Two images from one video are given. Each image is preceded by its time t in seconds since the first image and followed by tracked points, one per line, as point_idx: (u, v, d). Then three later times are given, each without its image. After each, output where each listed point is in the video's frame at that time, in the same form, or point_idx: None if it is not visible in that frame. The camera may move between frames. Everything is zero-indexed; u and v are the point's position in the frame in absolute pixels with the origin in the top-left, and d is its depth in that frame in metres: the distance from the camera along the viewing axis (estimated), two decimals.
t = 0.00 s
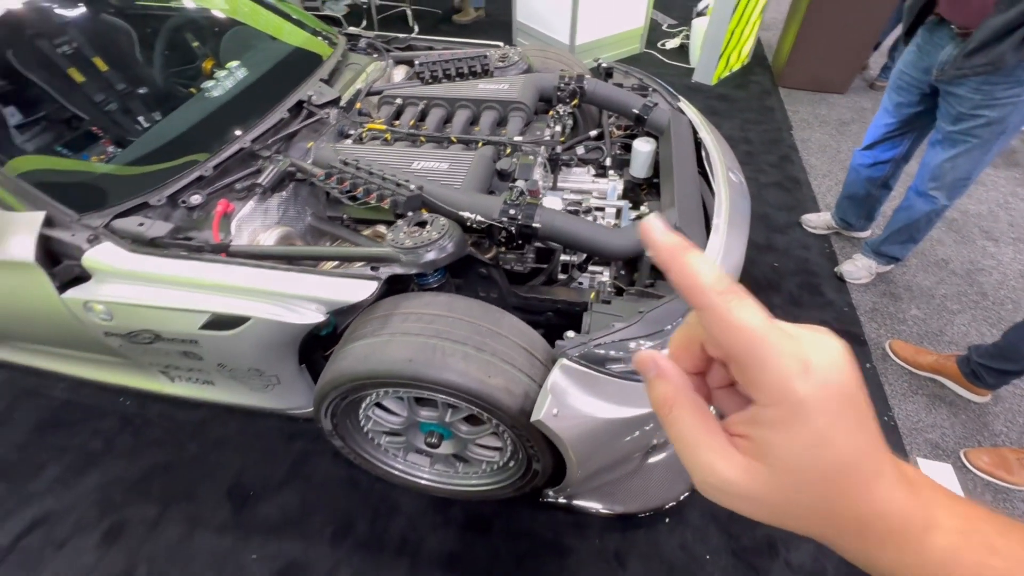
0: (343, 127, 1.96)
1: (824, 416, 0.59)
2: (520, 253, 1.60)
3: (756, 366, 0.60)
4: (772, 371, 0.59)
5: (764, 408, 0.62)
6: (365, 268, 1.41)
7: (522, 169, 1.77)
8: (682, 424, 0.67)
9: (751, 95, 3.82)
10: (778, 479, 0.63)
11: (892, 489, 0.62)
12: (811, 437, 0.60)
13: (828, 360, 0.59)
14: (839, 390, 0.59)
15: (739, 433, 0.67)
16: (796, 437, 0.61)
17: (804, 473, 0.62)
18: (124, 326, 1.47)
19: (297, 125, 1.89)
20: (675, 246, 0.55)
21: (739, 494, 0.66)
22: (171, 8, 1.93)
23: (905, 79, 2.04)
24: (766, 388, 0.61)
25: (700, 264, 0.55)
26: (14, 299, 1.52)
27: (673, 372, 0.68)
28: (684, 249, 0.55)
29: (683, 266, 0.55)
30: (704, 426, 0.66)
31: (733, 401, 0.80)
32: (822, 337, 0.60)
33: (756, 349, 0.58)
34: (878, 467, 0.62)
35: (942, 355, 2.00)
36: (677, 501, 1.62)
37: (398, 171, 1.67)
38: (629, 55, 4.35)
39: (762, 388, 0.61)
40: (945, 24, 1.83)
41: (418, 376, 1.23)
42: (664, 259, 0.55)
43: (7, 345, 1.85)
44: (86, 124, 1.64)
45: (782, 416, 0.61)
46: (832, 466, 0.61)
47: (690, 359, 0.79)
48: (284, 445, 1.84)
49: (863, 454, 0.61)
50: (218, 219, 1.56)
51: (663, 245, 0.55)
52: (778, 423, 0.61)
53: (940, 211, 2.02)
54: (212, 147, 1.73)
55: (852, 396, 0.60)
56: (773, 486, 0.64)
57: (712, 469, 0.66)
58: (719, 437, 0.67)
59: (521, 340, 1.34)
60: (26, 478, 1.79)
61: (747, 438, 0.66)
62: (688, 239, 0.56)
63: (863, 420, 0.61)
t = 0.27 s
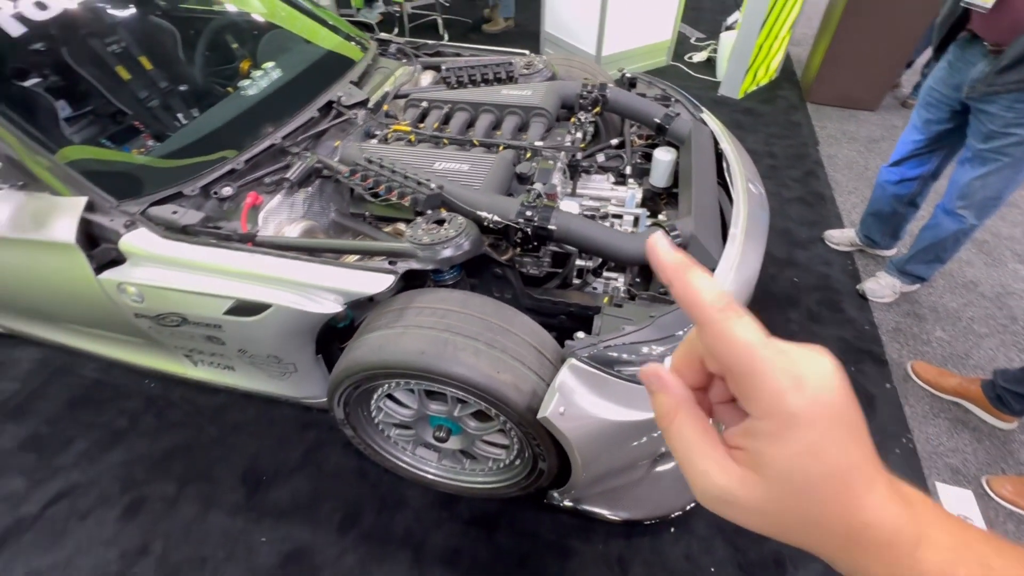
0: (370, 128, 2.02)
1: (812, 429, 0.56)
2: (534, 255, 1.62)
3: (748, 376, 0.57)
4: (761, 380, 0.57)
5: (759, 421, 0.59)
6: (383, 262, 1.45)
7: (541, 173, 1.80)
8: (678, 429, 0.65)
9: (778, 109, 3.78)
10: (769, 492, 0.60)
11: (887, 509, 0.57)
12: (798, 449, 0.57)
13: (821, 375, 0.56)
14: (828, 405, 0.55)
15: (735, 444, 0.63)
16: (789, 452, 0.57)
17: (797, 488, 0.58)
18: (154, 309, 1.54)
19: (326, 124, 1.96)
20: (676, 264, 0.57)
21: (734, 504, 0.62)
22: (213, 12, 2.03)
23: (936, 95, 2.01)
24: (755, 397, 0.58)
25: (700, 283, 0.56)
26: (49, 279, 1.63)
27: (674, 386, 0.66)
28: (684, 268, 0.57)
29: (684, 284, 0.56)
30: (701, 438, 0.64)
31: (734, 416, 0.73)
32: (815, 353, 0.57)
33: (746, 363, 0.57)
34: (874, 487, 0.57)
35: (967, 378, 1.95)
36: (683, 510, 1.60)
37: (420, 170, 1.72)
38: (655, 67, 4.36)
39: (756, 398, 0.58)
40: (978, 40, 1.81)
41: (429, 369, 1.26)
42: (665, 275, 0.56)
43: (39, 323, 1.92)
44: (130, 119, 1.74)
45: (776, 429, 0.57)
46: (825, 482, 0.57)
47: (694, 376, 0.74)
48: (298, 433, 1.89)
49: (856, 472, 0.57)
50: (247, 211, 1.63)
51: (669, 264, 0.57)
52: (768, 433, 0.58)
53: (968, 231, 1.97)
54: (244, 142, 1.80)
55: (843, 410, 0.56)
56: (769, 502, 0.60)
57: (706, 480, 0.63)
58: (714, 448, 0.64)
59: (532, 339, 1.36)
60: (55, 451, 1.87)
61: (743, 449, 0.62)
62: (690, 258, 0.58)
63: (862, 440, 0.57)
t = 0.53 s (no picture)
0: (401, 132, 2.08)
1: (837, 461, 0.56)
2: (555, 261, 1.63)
3: (773, 406, 0.57)
4: (787, 411, 0.57)
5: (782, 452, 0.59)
6: (406, 261, 1.48)
7: (566, 181, 1.82)
8: (699, 456, 0.65)
9: (811, 129, 3.73)
10: (790, 522, 0.60)
11: (912, 544, 0.57)
12: (823, 481, 0.57)
13: (846, 408, 0.56)
14: (855, 436, 0.56)
15: (757, 473, 0.63)
16: (810, 484, 0.57)
17: (820, 521, 0.58)
18: (187, 296, 1.61)
19: (359, 127, 2.02)
20: (699, 287, 0.56)
21: (753, 534, 0.62)
22: (259, 18, 2.12)
23: (975, 118, 1.97)
24: (779, 426, 0.58)
25: (725, 308, 0.56)
26: (94, 264, 1.71)
27: (696, 409, 0.66)
28: (711, 292, 0.56)
29: (709, 309, 0.56)
30: (724, 464, 0.63)
31: (754, 444, 0.73)
32: (840, 383, 0.57)
33: (772, 393, 0.56)
34: (900, 522, 0.57)
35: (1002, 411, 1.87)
36: (697, 528, 1.57)
37: (448, 174, 1.76)
38: (687, 83, 4.36)
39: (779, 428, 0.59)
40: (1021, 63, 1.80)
41: (446, 366, 1.29)
42: (689, 300, 0.56)
43: (79, 306, 2.01)
44: (176, 117, 1.84)
45: (798, 459, 0.57)
46: (849, 516, 0.57)
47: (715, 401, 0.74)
48: (315, 426, 1.93)
49: (878, 507, 0.57)
50: (280, 207, 1.69)
51: (692, 288, 0.56)
52: (792, 464, 0.58)
53: (1008, 257, 1.91)
54: (281, 142, 1.88)
55: (868, 442, 0.56)
56: (789, 534, 0.60)
57: (725, 507, 0.63)
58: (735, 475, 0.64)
59: (548, 343, 1.37)
60: (86, 429, 1.95)
61: (764, 478, 0.62)
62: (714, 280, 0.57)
63: (888, 476, 0.57)
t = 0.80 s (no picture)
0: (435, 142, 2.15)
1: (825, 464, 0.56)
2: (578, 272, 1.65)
3: (759, 407, 0.59)
4: (771, 411, 0.59)
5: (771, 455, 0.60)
6: (434, 265, 1.52)
7: (594, 195, 1.85)
8: (696, 460, 0.66)
9: (848, 153, 3.66)
10: (781, 528, 0.59)
11: (919, 560, 0.54)
12: (813, 485, 0.57)
13: (829, 411, 0.58)
14: (842, 440, 0.56)
15: (750, 478, 0.63)
16: (800, 486, 0.58)
17: (810, 527, 0.57)
18: (226, 288, 1.69)
19: (395, 136, 2.10)
20: (694, 304, 0.60)
21: (750, 538, 0.62)
22: (307, 31, 2.25)
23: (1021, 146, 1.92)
24: (767, 430, 0.60)
25: (715, 321, 0.60)
26: (142, 255, 1.81)
27: (694, 417, 0.68)
28: (702, 308, 0.60)
29: (700, 321, 0.60)
30: (721, 469, 0.64)
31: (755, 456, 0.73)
32: (827, 391, 0.59)
33: (757, 396, 0.59)
34: (898, 534, 0.55)
35: None
36: (711, 550, 1.54)
37: (478, 184, 1.81)
38: (721, 104, 4.35)
39: (768, 431, 0.60)
40: None
41: (467, 368, 1.31)
42: (682, 311, 0.60)
43: (124, 294, 2.13)
44: (225, 121, 1.98)
45: (786, 461, 0.58)
46: (841, 523, 0.56)
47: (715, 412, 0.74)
48: (337, 422, 1.98)
49: (871, 513, 0.55)
50: (316, 208, 1.77)
51: (683, 298, 0.61)
52: (782, 467, 0.59)
53: None
54: (321, 147, 1.96)
55: (855, 447, 0.57)
56: (783, 539, 0.60)
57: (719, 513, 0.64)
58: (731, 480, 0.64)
59: (569, 353, 1.38)
60: (123, 411, 2.05)
61: (758, 483, 0.62)
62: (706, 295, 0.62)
63: (880, 481, 0.57)
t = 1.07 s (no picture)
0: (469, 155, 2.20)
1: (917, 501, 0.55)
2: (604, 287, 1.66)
3: (849, 435, 0.57)
4: (865, 444, 0.56)
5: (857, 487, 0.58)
6: (462, 273, 1.55)
7: (623, 212, 1.86)
8: (765, 485, 0.64)
9: (889, 181, 3.56)
10: (862, 564, 0.58)
11: None
12: (901, 525, 0.56)
13: (929, 445, 0.55)
14: (938, 476, 0.54)
15: (825, 508, 0.62)
16: (890, 523, 0.56)
17: (894, 568, 0.56)
18: (263, 287, 1.76)
19: (431, 147, 2.16)
20: (768, 303, 0.55)
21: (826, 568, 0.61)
22: (352, 47, 2.34)
23: None
24: (855, 464, 0.58)
25: (793, 325, 0.55)
26: (188, 252, 1.91)
27: (751, 437, 0.65)
28: (778, 308, 0.55)
29: (778, 325, 0.54)
30: (780, 495, 0.64)
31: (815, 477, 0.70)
32: (925, 422, 0.57)
33: (850, 422, 0.56)
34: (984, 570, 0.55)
35: None
36: None
37: (509, 197, 1.85)
38: (757, 128, 4.30)
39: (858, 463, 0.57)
40: None
41: (490, 376, 1.33)
42: (753, 316, 0.55)
43: (168, 288, 2.24)
44: (270, 130, 2.05)
45: (879, 498, 0.57)
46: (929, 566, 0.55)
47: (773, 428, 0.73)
48: (359, 424, 2.02)
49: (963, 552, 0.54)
50: (352, 214, 1.83)
51: (761, 306, 0.55)
52: (868, 503, 0.58)
53: None
54: (360, 155, 2.04)
55: (952, 485, 0.55)
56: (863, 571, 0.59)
57: (786, 543, 0.63)
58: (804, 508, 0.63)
59: (591, 366, 1.38)
60: (159, 400, 2.14)
61: (835, 512, 0.61)
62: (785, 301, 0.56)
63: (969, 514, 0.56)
